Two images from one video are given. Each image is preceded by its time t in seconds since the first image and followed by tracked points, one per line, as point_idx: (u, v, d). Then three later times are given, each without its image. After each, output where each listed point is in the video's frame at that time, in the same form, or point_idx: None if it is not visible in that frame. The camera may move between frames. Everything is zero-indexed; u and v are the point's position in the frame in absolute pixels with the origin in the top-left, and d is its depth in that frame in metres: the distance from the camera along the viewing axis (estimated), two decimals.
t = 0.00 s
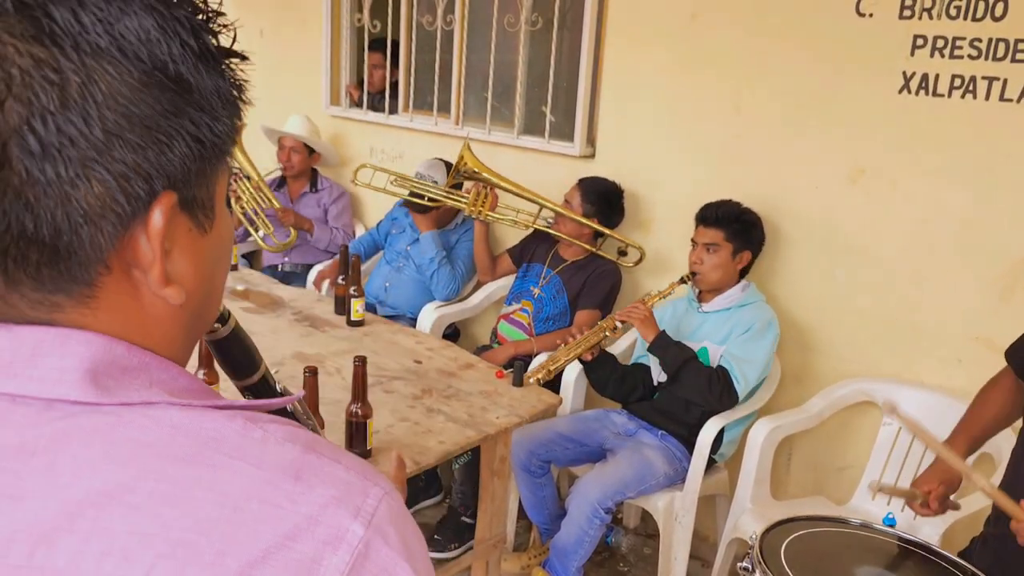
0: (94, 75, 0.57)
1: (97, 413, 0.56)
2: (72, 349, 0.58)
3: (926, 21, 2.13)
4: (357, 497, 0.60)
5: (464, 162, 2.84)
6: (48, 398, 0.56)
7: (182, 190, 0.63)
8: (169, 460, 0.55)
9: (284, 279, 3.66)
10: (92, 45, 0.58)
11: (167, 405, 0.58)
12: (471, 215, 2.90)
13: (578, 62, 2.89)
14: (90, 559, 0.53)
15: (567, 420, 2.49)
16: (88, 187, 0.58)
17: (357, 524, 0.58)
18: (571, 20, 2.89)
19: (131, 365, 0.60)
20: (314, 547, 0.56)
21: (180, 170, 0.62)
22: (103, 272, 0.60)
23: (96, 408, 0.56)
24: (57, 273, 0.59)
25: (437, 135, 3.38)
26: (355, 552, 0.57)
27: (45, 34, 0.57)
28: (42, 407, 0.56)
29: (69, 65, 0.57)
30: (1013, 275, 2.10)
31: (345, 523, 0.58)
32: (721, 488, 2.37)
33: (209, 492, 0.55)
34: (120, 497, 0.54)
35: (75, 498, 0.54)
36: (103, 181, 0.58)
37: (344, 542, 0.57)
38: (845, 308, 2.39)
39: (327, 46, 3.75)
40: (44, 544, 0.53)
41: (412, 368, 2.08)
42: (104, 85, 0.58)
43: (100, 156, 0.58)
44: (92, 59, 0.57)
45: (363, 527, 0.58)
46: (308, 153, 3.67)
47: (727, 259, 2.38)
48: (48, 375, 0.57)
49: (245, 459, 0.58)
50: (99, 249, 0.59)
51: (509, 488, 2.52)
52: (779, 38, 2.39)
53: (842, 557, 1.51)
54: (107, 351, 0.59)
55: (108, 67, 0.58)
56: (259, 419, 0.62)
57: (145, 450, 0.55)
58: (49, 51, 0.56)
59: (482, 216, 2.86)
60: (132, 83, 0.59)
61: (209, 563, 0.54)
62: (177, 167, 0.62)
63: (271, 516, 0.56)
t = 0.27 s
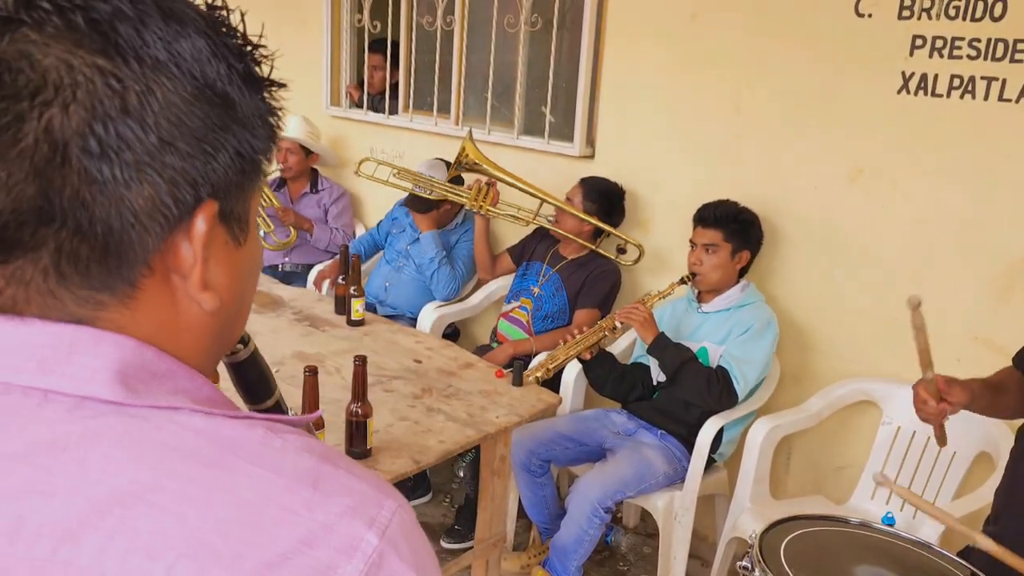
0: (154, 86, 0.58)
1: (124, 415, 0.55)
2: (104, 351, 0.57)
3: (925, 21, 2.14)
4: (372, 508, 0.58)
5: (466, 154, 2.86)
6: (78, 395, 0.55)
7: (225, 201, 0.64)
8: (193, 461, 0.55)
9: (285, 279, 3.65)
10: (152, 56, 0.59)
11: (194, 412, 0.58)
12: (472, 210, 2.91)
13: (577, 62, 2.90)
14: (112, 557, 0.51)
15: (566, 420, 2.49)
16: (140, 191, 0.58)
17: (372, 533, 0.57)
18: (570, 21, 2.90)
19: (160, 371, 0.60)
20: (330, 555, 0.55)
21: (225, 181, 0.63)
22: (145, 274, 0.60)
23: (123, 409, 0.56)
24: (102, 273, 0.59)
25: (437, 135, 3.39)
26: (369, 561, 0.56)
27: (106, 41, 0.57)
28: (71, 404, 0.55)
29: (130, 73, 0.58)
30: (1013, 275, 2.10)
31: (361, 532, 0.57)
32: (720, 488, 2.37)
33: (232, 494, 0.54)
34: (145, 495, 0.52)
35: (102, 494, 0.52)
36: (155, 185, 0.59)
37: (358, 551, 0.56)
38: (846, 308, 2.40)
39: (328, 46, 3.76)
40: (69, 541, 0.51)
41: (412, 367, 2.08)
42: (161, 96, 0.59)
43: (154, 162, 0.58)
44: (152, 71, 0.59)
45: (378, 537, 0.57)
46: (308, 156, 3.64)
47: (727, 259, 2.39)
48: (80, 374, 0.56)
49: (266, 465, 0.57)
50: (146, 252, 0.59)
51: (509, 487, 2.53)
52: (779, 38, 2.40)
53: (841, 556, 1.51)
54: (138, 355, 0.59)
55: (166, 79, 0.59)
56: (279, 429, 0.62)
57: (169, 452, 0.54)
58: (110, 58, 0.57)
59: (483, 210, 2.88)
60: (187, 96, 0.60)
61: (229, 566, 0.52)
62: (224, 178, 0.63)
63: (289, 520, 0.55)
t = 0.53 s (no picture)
0: (188, 91, 0.62)
1: (140, 411, 0.57)
2: (125, 348, 0.58)
3: (924, 22, 2.14)
4: (378, 515, 0.58)
5: (467, 152, 2.85)
6: (95, 388, 0.56)
7: (252, 205, 0.66)
8: (203, 461, 0.55)
9: (286, 279, 3.65)
10: (188, 63, 0.62)
11: (209, 415, 0.59)
12: (472, 207, 2.90)
13: (577, 63, 2.91)
14: (117, 547, 0.52)
15: (566, 420, 2.50)
16: (170, 188, 0.60)
17: (375, 541, 0.57)
18: (570, 22, 2.91)
19: (175, 371, 0.61)
20: (330, 559, 0.55)
21: (253, 185, 0.65)
22: (170, 270, 0.61)
23: (139, 405, 0.57)
24: (129, 268, 0.60)
25: (437, 136, 3.39)
26: (370, 567, 0.56)
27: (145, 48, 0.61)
28: (87, 397, 0.56)
29: (167, 76, 0.61)
30: (1013, 276, 2.10)
31: (364, 539, 0.56)
32: (720, 488, 2.37)
33: (238, 494, 0.55)
34: (154, 490, 0.53)
35: (112, 487, 0.53)
36: (185, 183, 0.61)
37: (360, 558, 0.56)
38: (845, 308, 2.40)
39: (329, 46, 3.76)
40: (76, 529, 0.52)
41: (413, 368, 2.08)
42: (194, 100, 0.62)
43: (185, 161, 0.61)
44: (187, 76, 0.62)
45: (380, 544, 0.57)
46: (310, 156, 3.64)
47: (730, 261, 2.40)
48: (98, 368, 0.57)
49: (275, 469, 0.58)
50: (172, 248, 0.61)
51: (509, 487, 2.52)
52: (779, 39, 2.40)
53: (839, 557, 1.52)
54: (155, 354, 0.60)
55: (200, 84, 0.62)
56: (290, 433, 0.62)
57: (182, 451, 0.55)
58: (149, 63, 0.61)
59: (484, 209, 2.87)
60: (220, 102, 0.63)
61: (231, 563, 0.53)
62: (252, 182, 0.65)
63: (292, 523, 0.55)
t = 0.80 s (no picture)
0: (126, 52, 0.57)
1: (111, 391, 0.55)
2: (94, 326, 0.57)
3: (924, 24, 2.15)
4: (356, 491, 0.57)
5: (467, 154, 2.81)
6: (66, 368, 0.55)
7: (208, 169, 0.62)
8: (173, 442, 0.55)
9: (285, 279, 3.67)
10: (125, 23, 0.57)
11: (185, 395, 0.58)
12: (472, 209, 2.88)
13: (577, 64, 2.91)
14: (86, 530, 0.53)
15: (565, 422, 2.50)
16: (118, 160, 0.57)
17: (351, 517, 0.55)
18: (570, 23, 2.91)
19: (150, 348, 0.59)
20: (303, 539, 0.54)
21: (208, 149, 0.61)
22: (128, 244, 0.59)
23: (110, 384, 0.56)
24: (84, 243, 0.58)
25: (437, 137, 3.39)
26: (346, 546, 0.55)
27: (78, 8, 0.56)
28: (58, 378, 0.55)
29: (103, 39, 0.56)
30: (1012, 276, 2.11)
31: (339, 515, 0.55)
32: (719, 489, 2.38)
33: (209, 476, 0.54)
34: (123, 473, 0.53)
35: (81, 470, 0.53)
36: (132, 154, 0.57)
37: (335, 535, 0.55)
38: (845, 309, 2.40)
39: (328, 47, 3.76)
40: (45, 512, 0.53)
41: (412, 369, 2.08)
42: (135, 62, 0.57)
43: (130, 131, 0.57)
44: (125, 37, 0.57)
45: (358, 522, 0.56)
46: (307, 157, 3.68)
47: (731, 263, 2.40)
48: (68, 348, 0.56)
49: (248, 447, 0.56)
50: (127, 221, 0.58)
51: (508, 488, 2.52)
52: (779, 40, 2.40)
53: (839, 558, 1.52)
54: (126, 331, 0.58)
55: (141, 45, 0.57)
56: (270, 408, 0.61)
57: (154, 432, 0.55)
58: (82, 25, 0.56)
59: (485, 211, 2.84)
60: (164, 62, 0.58)
61: (200, 546, 0.53)
62: (207, 146, 0.61)
63: (264, 502, 0.54)
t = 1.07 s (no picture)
0: (88, 57, 0.57)
1: (80, 405, 0.56)
2: (60, 336, 0.57)
3: (923, 24, 2.15)
4: (331, 501, 0.58)
5: (474, 149, 2.80)
6: (33, 381, 0.56)
7: (174, 174, 0.61)
8: (145, 453, 0.55)
9: (285, 279, 3.68)
10: (85, 27, 0.57)
11: (163, 408, 0.58)
12: (473, 205, 2.85)
13: (577, 64, 2.91)
14: (56, 542, 0.53)
15: (565, 422, 2.50)
16: (78, 165, 0.57)
17: (326, 528, 0.56)
18: (570, 23, 2.91)
19: (119, 357, 0.60)
20: (278, 549, 0.55)
21: (174, 155, 0.61)
22: (93, 250, 0.59)
23: (79, 397, 0.57)
24: (47, 249, 0.59)
25: (437, 137, 3.39)
26: (320, 556, 0.56)
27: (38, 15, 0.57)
28: (26, 391, 0.56)
29: (61, 44, 0.57)
30: (1012, 277, 2.11)
31: (315, 525, 0.56)
32: (719, 489, 2.38)
33: (182, 486, 0.55)
34: (95, 487, 0.54)
35: (54, 480, 0.54)
36: (92, 160, 0.58)
37: (310, 546, 0.56)
38: (844, 309, 2.40)
39: (327, 46, 3.75)
40: (16, 523, 0.54)
41: (413, 369, 2.08)
42: (96, 67, 0.57)
43: (91, 136, 0.57)
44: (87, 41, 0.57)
45: (332, 532, 0.57)
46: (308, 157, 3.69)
47: (731, 263, 2.40)
48: (33, 364, 0.56)
49: (221, 457, 0.57)
50: (88, 227, 0.58)
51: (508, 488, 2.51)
52: (779, 41, 2.40)
53: (840, 558, 1.52)
54: (94, 340, 0.59)
55: (102, 49, 0.57)
56: (245, 417, 0.62)
57: (124, 444, 0.55)
58: (44, 29, 0.56)
59: (486, 207, 2.82)
60: (126, 67, 0.58)
61: (173, 557, 0.53)
62: (172, 151, 0.61)
63: (238, 513, 0.55)
